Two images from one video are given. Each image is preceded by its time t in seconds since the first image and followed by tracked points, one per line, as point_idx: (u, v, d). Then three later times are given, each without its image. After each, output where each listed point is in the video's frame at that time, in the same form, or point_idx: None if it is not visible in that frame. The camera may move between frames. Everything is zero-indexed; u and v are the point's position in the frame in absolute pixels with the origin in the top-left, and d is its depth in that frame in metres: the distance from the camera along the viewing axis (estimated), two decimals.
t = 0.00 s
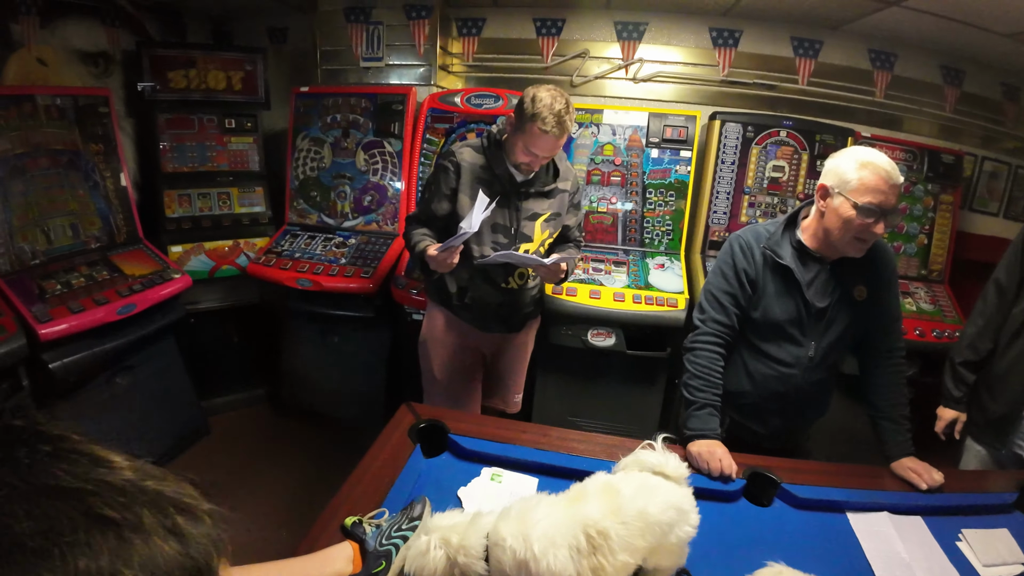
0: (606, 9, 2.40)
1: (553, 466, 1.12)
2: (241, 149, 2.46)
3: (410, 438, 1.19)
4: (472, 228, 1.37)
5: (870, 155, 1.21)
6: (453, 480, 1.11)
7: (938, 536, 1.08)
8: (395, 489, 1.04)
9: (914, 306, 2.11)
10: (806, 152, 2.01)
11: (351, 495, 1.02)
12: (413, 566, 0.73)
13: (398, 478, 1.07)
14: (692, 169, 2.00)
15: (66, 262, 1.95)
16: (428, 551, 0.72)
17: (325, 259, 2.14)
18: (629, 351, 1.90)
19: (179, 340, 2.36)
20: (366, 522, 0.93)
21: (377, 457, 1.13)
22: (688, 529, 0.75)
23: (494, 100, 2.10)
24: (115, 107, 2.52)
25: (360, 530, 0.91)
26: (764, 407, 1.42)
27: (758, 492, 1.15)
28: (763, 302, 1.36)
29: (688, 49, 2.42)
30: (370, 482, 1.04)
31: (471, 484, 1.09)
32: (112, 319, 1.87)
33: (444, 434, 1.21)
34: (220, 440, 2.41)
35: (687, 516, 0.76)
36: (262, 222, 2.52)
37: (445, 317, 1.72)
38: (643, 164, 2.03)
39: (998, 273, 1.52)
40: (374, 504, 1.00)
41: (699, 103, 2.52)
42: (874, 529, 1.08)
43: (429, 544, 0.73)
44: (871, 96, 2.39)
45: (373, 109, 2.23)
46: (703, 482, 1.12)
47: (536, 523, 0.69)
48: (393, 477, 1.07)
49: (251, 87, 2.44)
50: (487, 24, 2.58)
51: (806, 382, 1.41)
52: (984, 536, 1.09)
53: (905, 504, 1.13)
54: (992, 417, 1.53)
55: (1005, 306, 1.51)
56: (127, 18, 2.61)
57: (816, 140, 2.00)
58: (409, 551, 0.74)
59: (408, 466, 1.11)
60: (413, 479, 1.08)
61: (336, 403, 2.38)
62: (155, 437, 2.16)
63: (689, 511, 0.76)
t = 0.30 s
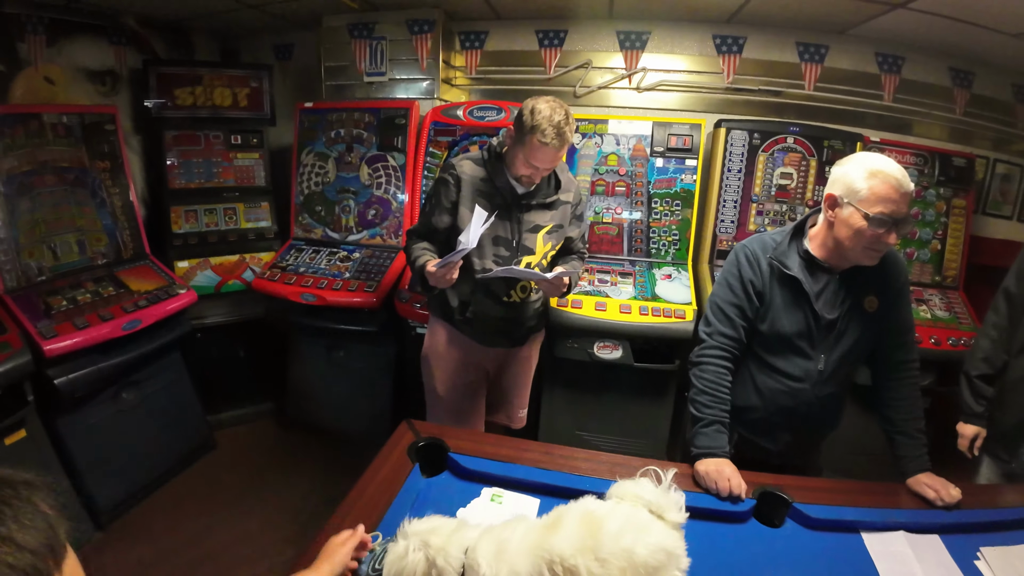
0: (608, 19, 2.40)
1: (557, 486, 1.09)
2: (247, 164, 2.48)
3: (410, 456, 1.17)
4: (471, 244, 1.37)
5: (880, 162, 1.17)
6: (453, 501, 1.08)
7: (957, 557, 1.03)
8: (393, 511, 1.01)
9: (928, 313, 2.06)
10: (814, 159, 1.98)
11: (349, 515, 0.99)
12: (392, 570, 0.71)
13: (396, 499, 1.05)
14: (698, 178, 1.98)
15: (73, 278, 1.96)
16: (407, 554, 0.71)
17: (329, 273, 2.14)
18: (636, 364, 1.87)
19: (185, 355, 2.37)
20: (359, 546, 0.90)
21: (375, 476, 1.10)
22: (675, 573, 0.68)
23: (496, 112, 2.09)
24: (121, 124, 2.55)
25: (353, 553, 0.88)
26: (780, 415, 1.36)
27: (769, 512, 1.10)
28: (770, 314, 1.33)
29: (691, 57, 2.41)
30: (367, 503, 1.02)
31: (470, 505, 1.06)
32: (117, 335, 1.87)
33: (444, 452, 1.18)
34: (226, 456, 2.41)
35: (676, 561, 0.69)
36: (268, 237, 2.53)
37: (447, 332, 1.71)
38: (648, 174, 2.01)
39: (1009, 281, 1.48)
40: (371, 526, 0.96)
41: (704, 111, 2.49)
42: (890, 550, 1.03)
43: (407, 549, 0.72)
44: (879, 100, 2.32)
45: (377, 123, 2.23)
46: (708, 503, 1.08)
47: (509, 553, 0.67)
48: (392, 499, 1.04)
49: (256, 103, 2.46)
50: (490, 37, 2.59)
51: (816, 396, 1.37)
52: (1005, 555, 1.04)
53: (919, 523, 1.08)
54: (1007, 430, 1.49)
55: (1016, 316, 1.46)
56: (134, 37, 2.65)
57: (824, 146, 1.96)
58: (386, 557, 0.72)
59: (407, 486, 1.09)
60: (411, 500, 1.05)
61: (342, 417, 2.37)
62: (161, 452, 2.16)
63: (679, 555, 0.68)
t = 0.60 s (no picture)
0: (611, 24, 2.38)
1: (560, 500, 1.05)
2: (252, 176, 2.49)
3: (409, 469, 1.14)
4: (470, 252, 1.36)
5: (855, 157, 1.16)
6: (452, 515, 1.05)
7: (974, 569, 0.99)
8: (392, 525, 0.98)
9: (940, 317, 2.02)
10: (820, 161, 1.95)
11: (347, 530, 0.96)
12: (377, 570, 0.70)
13: (395, 512, 1.02)
14: (703, 182, 1.96)
15: (78, 290, 1.97)
16: (397, 553, 0.73)
17: (333, 283, 2.13)
18: (642, 372, 1.84)
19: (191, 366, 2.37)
20: (353, 562, 0.87)
21: (373, 489, 1.07)
22: None
23: (498, 120, 2.08)
24: (126, 137, 2.57)
25: (346, 571, 0.85)
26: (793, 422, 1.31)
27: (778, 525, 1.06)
28: (777, 320, 1.30)
29: (694, 61, 2.39)
30: (366, 516, 0.99)
31: (470, 518, 1.03)
32: (122, 346, 1.87)
33: (444, 464, 1.15)
34: (231, 467, 2.40)
35: None
36: (272, 247, 2.53)
37: (449, 341, 1.70)
38: (651, 179, 2.00)
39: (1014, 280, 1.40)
40: (369, 540, 0.94)
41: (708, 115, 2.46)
42: (904, 563, 0.98)
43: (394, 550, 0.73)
44: (885, 100, 2.33)
45: (379, 133, 2.24)
46: (715, 516, 1.04)
47: (503, 562, 0.69)
48: (391, 512, 1.02)
49: (260, 115, 2.47)
50: (492, 46, 2.59)
51: (824, 404, 1.35)
52: None
53: (933, 535, 1.04)
54: None
55: None
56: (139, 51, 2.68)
57: (830, 148, 1.94)
58: (370, 559, 0.73)
59: (406, 498, 1.07)
60: (410, 513, 1.03)
61: (346, 426, 2.36)
62: (166, 464, 2.15)
63: None
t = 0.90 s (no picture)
0: (613, 28, 2.41)
1: (562, 509, 1.03)
2: (257, 184, 2.50)
3: (410, 477, 1.13)
4: (469, 257, 1.36)
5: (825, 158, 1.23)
6: (453, 523, 1.03)
7: None
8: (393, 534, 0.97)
9: (949, 318, 1.98)
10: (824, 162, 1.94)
11: (347, 539, 0.95)
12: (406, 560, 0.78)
13: (395, 519, 1.01)
14: (706, 185, 1.95)
15: (84, 298, 1.98)
16: (426, 546, 0.80)
17: (336, 290, 2.13)
18: (648, 377, 1.83)
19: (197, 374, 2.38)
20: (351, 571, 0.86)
21: (374, 497, 1.06)
22: None
23: (500, 126, 2.08)
24: (132, 146, 2.59)
25: None
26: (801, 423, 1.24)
27: (785, 532, 1.02)
28: (775, 319, 1.29)
29: (697, 64, 2.38)
30: (366, 523, 0.98)
31: (471, 527, 1.02)
32: (127, 354, 1.88)
33: (446, 471, 1.14)
34: (236, 474, 2.41)
35: None
36: (277, 255, 2.54)
37: (451, 348, 1.70)
38: (654, 183, 1.99)
39: None
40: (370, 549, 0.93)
41: (711, 118, 2.43)
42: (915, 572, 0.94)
43: (423, 543, 0.81)
44: (892, 100, 2.29)
45: (382, 140, 2.25)
46: (719, 524, 1.00)
47: None
48: (391, 520, 1.00)
49: (265, 124, 2.49)
50: (494, 52, 2.60)
51: (828, 406, 1.30)
52: None
53: (942, 541, 0.99)
54: None
55: None
56: (145, 62, 2.71)
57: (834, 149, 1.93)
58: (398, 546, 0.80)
59: (407, 506, 1.05)
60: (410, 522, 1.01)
61: (350, 433, 2.36)
62: (172, 471, 2.16)
63: None
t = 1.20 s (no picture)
0: (615, 32, 2.42)
1: (566, 512, 1.03)
2: (263, 190, 2.52)
3: (415, 480, 1.13)
4: (473, 260, 1.36)
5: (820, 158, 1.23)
6: (458, 526, 1.03)
7: None
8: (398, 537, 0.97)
9: (956, 319, 1.96)
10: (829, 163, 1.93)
11: (352, 542, 0.95)
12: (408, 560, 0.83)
13: (400, 522, 1.01)
14: (711, 188, 1.95)
15: (92, 304, 1.99)
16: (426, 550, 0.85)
17: (342, 294, 2.14)
18: (653, 380, 1.82)
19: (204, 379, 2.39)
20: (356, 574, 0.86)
21: (380, 500, 1.06)
22: None
23: (503, 130, 2.09)
24: (139, 153, 2.62)
25: None
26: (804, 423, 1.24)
27: (791, 536, 1.01)
28: (777, 318, 1.28)
29: (701, 66, 2.38)
30: (370, 527, 0.98)
31: (476, 530, 1.01)
32: (135, 359, 1.89)
33: (451, 475, 1.14)
34: (243, 479, 2.42)
35: None
36: (283, 260, 2.55)
37: (456, 351, 1.70)
38: (659, 186, 1.99)
39: None
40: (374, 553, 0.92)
41: (716, 120, 2.43)
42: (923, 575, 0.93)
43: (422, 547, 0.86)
44: (896, 100, 2.29)
45: (387, 145, 2.26)
46: (726, 527, 0.99)
47: None
48: (396, 524, 1.00)
49: (271, 130, 2.51)
50: (497, 56, 2.61)
51: (831, 407, 1.29)
52: None
53: (948, 543, 0.99)
54: None
55: None
56: (152, 70, 2.74)
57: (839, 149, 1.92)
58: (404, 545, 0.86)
59: (412, 510, 1.05)
60: (415, 525, 1.01)
61: (356, 437, 2.37)
62: (179, 475, 2.17)
63: None
